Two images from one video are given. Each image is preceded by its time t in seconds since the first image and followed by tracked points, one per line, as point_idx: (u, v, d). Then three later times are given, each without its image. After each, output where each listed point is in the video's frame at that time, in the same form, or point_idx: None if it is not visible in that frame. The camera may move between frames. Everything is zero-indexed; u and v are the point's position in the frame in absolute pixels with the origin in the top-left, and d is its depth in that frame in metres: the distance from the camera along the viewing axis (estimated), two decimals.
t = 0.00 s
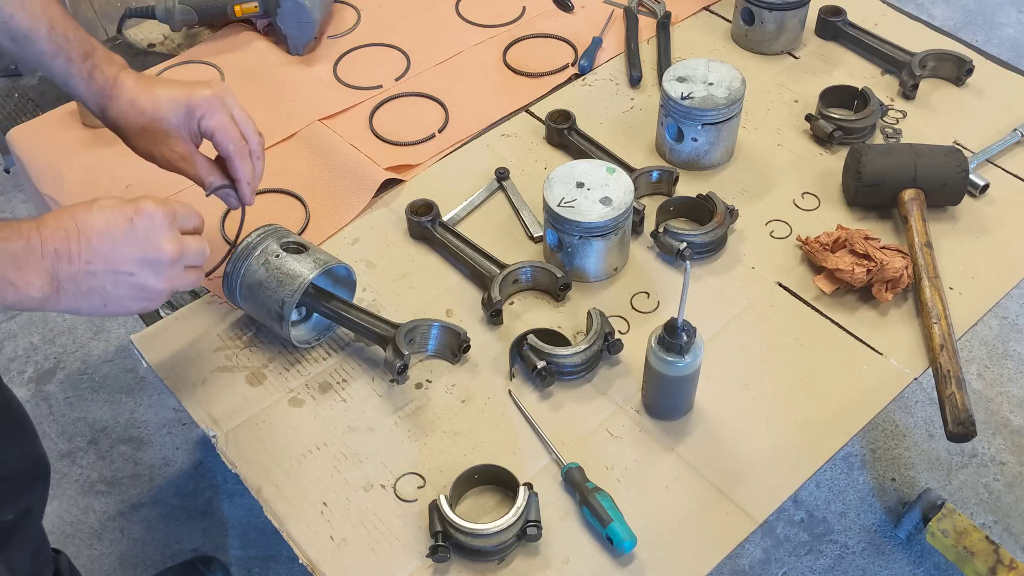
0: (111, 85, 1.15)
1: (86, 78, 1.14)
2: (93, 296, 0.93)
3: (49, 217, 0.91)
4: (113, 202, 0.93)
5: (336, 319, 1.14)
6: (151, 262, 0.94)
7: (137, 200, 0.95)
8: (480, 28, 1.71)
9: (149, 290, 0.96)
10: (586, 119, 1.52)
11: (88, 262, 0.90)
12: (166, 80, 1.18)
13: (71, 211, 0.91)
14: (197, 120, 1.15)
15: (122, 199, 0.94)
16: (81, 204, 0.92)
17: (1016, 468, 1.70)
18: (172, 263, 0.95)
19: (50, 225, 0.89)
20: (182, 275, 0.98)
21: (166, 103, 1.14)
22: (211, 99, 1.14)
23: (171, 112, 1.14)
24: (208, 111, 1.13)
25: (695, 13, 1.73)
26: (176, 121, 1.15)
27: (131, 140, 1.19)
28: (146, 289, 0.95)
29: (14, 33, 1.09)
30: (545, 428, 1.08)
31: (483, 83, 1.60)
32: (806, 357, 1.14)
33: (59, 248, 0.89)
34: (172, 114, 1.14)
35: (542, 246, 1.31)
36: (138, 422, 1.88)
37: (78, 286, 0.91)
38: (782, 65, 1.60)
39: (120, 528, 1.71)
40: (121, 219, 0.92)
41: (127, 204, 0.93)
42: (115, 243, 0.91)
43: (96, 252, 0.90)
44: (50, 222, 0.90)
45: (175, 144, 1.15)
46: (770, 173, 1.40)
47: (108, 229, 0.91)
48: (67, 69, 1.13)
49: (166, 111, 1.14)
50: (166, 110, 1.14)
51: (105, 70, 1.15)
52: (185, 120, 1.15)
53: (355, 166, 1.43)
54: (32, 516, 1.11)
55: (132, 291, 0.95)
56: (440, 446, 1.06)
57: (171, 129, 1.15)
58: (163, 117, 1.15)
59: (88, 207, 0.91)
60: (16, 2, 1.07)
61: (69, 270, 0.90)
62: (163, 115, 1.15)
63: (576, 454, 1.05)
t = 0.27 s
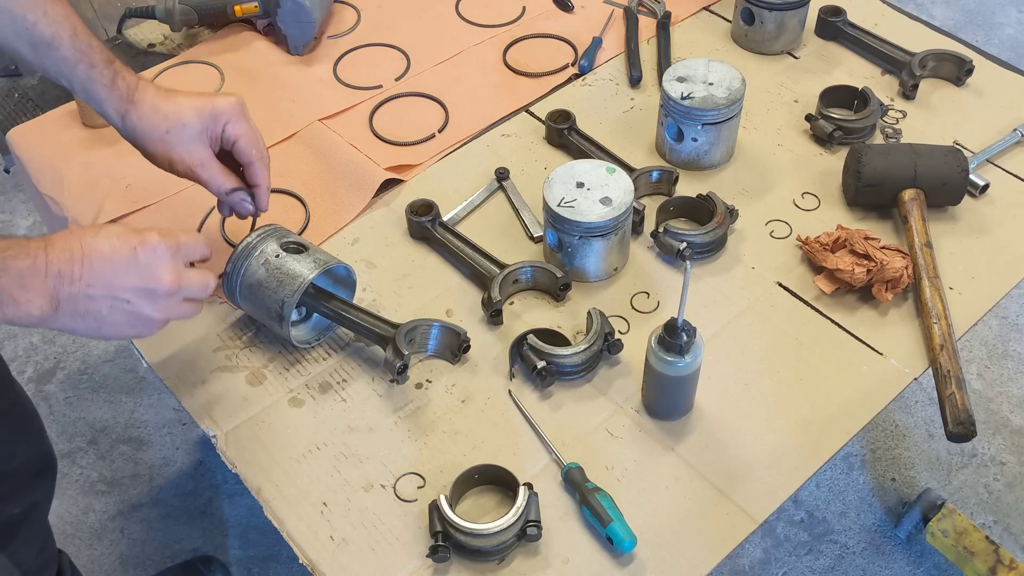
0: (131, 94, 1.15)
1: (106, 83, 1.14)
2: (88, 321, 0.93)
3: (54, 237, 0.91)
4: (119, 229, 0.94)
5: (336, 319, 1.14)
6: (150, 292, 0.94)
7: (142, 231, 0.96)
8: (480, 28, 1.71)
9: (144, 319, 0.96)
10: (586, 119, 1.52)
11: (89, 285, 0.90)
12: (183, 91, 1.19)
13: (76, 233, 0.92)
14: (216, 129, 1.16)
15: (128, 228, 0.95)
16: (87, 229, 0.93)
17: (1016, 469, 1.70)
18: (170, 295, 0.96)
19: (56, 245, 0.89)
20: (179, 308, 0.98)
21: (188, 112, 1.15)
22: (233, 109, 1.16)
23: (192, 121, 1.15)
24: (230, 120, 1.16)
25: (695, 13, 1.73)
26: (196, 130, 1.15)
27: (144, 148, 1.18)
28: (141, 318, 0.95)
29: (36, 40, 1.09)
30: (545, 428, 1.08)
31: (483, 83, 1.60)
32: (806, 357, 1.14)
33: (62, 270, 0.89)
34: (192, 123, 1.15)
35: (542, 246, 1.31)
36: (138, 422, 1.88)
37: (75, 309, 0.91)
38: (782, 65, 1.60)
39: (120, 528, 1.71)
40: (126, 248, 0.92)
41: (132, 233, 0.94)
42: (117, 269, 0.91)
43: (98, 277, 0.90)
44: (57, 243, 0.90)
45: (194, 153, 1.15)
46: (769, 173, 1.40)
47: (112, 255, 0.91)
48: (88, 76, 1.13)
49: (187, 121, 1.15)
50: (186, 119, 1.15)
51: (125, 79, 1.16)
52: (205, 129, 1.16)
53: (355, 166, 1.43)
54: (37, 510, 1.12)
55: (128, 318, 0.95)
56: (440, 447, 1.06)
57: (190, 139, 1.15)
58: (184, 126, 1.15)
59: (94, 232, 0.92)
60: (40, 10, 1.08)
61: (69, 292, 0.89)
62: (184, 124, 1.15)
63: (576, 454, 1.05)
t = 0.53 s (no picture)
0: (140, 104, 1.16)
1: (116, 92, 1.14)
2: (95, 334, 0.94)
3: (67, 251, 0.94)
4: (131, 246, 0.96)
5: (336, 319, 1.14)
6: (156, 307, 0.96)
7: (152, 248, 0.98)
8: (480, 28, 1.71)
9: (150, 334, 0.97)
10: (586, 119, 1.52)
11: (97, 298, 0.92)
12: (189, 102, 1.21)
13: (88, 248, 0.94)
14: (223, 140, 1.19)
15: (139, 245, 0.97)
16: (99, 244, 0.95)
17: (1016, 469, 1.70)
18: (176, 311, 0.97)
19: (68, 257, 0.92)
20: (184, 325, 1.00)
21: (196, 124, 1.17)
22: (242, 122, 1.19)
23: (201, 133, 1.17)
24: (239, 133, 1.19)
25: (695, 13, 1.73)
26: (204, 141, 1.17)
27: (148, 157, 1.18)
28: (147, 333, 0.97)
29: (48, 46, 1.08)
30: (544, 428, 1.08)
31: (483, 83, 1.60)
32: (806, 357, 1.14)
33: (72, 282, 0.91)
34: (201, 135, 1.17)
35: (542, 246, 1.31)
36: (138, 422, 1.88)
37: (83, 321, 0.92)
38: (782, 65, 1.60)
39: (120, 528, 1.71)
40: (135, 263, 0.94)
41: (143, 250, 0.96)
42: (125, 284, 0.94)
43: (106, 290, 0.92)
44: (69, 256, 0.92)
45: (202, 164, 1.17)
46: (769, 173, 1.40)
47: (122, 270, 0.93)
48: (98, 84, 1.14)
49: (196, 132, 1.17)
50: (196, 131, 1.17)
51: (133, 88, 1.17)
52: (214, 141, 1.18)
53: (355, 166, 1.43)
54: (42, 505, 1.12)
55: (134, 333, 0.96)
56: (440, 446, 1.06)
57: (199, 150, 1.17)
58: (193, 137, 1.17)
59: (106, 247, 0.94)
60: (52, 17, 1.07)
61: (78, 304, 0.91)
62: (193, 136, 1.17)
63: (576, 454, 1.05)
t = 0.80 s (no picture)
0: (125, 97, 1.16)
1: (100, 87, 1.15)
2: (89, 332, 0.94)
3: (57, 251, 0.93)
4: (119, 242, 0.96)
5: (336, 319, 1.14)
6: (148, 302, 0.96)
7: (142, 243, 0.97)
8: (480, 28, 1.71)
9: (143, 330, 0.97)
10: (586, 119, 1.52)
11: (88, 296, 0.92)
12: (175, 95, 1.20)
13: (78, 247, 0.94)
14: (208, 132, 1.18)
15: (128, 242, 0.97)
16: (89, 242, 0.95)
17: (1016, 469, 1.70)
18: (168, 306, 0.97)
19: (57, 257, 0.92)
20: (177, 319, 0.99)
21: (180, 116, 1.16)
22: (224, 113, 1.18)
23: (184, 125, 1.16)
24: (222, 124, 1.17)
25: (695, 13, 1.73)
26: (187, 133, 1.16)
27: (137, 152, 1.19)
28: (141, 329, 0.97)
29: (32, 40, 1.10)
30: (544, 428, 1.08)
31: (483, 83, 1.60)
32: (806, 357, 1.14)
33: (62, 281, 0.90)
34: (184, 127, 1.16)
35: (542, 246, 1.31)
36: (138, 422, 1.88)
37: (76, 320, 0.92)
38: (782, 65, 1.60)
39: (120, 528, 1.71)
40: (124, 259, 0.94)
41: (132, 245, 0.96)
42: (116, 281, 0.93)
43: (97, 287, 0.92)
44: (58, 255, 0.92)
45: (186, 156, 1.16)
46: (769, 173, 1.40)
47: (111, 266, 0.93)
48: (83, 79, 1.14)
49: (179, 124, 1.16)
50: (178, 123, 1.16)
51: (118, 82, 1.17)
52: (197, 133, 1.17)
53: (355, 166, 1.43)
54: (42, 504, 1.12)
55: (127, 330, 0.96)
56: (440, 446, 1.06)
57: (182, 142, 1.16)
58: (176, 129, 1.16)
59: (94, 244, 0.94)
60: (37, 10, 1.09)
61: (69, 303, 0.91)
62: (177, 128, 1.16)
63: (576, 454, 1.05)
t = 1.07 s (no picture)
0: (107, 96, 1.14)
1: (81, 84, 1.13)
2: (79, 336, 0.94)
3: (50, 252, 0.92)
4: (115, 247, 0.94)
5: (336, 319, 1.14)
6: (140, 314, 0.96)
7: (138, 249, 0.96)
8: (480, 28, 1.71)
9: (135, 336, 0.97)
10: (586, 119, 1.52)
11: (79, 304, 0.91)
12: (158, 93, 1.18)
13: (71, 249, 0.92)
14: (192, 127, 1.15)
15: (123, 247, 0.95)
16: (83, 245, 0.93)
17: (1016, 469, 1.70)
18: (160, 315, 0.97)
19: (49, 261, 0.90)
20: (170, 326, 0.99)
21: (162, 112, 1.14)
22: (206, 106, 1.15)
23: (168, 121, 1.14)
24: (205, 117, 1.15)
25: (695, 13, 1.73)
26: (172, 129, 1.14)
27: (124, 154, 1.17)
28: (132, 338, 0.97)
29: (10, 38, 1.08)
30: (545, 428, 1.08)
31: (483, 83, 1.60)
32: (805, 357, 1.14)
33: (53, 288, 0.90)
34: (167, 123, 1.14)
35: (542, 246, 1.31)
36: (138, 422, 1.88)
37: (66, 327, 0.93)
38: (782, 65, 1.60)
39: (120, 528, 1.71)
40: (118, 269, 0.93)
41: (127, 253, 0.95)
42: (109, 291, 0.92)
43: (88, 296, 0.92)
44: (51, 259, 0.91)
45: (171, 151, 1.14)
46: (769, 173, 1.40)
47: (105, 276, 0.92)
48: (63, 77, 1.12)
49: (162, 121, 1.14)
50: (161, 119, 1.14)
51: (99, 80, 1.15)
52: (182, 128, 1.15)
53: (355, 166, 1.43)
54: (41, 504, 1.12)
55: (118, 335, 0.96)
56: (440, 446, 1.06)
57: (167, 138, 1.14)
58: (160, 125, 1.14)
59: (89, 249, 0.93)
60: (15, 8, 1.07)
61: (59, 310, 0.91)
62: (159, 125, 1.14)
63: (576, 454, 1.05)
